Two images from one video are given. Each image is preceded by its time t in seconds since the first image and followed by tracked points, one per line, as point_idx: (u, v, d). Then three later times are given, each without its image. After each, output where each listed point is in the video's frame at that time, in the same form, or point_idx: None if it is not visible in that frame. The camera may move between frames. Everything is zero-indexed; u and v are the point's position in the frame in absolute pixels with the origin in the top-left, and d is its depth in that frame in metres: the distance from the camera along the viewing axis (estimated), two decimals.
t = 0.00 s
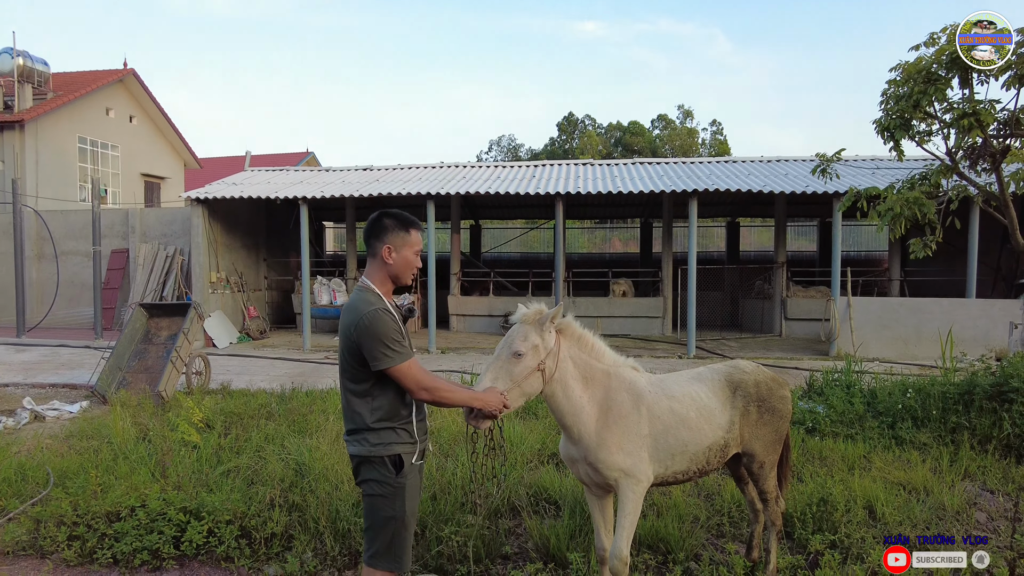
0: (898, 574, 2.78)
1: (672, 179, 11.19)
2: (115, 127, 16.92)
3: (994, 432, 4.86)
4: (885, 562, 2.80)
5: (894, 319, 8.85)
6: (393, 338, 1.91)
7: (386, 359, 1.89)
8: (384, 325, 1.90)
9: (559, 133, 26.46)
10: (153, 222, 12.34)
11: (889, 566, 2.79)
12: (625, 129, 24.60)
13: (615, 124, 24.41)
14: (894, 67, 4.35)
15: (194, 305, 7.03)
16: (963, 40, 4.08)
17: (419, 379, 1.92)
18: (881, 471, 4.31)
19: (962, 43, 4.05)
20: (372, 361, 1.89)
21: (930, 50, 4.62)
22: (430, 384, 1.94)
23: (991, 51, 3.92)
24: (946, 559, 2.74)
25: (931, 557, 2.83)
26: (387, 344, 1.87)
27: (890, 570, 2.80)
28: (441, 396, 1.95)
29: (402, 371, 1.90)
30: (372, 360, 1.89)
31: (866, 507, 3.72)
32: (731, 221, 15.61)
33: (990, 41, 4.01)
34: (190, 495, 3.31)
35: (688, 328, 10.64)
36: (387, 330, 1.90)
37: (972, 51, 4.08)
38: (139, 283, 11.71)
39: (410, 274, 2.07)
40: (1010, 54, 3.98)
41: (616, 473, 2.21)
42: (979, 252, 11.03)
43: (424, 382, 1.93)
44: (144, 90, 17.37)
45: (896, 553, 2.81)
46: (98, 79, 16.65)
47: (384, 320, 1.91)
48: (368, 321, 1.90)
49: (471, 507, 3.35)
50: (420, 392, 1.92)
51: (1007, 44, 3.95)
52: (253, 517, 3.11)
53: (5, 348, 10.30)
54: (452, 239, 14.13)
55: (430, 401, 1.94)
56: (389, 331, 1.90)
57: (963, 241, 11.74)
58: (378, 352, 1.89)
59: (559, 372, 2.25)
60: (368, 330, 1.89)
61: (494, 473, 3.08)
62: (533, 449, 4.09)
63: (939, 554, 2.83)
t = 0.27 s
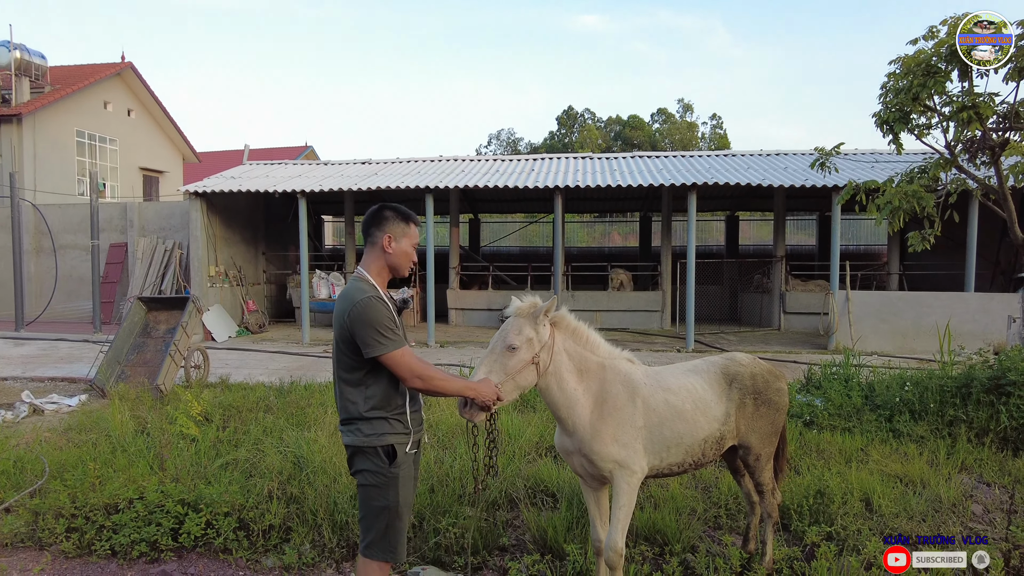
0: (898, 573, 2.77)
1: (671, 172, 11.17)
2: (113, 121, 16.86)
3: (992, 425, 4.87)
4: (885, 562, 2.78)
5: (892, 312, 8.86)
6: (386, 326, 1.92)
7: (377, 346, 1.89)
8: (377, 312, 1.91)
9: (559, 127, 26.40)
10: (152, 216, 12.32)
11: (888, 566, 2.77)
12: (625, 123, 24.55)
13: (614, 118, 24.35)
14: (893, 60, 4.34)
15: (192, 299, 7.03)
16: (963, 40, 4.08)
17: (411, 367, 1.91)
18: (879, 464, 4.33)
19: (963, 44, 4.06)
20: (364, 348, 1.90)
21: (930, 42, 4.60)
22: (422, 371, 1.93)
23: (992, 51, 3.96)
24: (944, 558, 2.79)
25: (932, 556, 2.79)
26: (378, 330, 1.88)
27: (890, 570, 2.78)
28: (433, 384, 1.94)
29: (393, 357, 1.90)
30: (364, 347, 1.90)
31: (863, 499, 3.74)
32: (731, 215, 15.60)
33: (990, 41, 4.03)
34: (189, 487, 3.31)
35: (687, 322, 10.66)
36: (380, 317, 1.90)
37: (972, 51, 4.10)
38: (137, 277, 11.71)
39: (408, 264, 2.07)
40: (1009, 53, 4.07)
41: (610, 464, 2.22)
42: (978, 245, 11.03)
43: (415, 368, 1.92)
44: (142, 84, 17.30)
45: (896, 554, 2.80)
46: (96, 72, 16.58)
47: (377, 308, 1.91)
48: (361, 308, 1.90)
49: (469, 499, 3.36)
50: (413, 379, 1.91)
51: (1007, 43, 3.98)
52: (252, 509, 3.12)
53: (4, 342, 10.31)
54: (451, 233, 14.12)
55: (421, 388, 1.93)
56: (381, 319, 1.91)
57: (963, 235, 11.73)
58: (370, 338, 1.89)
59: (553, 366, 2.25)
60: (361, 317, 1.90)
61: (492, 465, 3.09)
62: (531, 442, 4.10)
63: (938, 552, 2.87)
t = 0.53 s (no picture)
0: (897, 574, 2.73)
1: (670, 166, 11.16)
2: (111, 114, 16.80)
3: (988, 418, 4.89)
4: (885, 562, 2.74)
5: (890, 306, 8.88)
6: (382, 317, 1.92)
7: (373, 336, 1.89)
8: (375, 303, 1.91)
9: (558, 120, 26.34)
10: (150, 209, 12.29)
11: (889, 566, 2.73)
12: (624, 116, 24.50)
13: (614, 111, 24.29)
14: (892, 54, 4.33)
15: (191, 292, 7.03)
16: (963, 40, 4.05)
17: (405, 358, 1.91)
18: (876, 457, 4.35)
19: (962, 44, 4.03)
20: (360, 338, 1.90)
21: (929, 35, 4.59)
22: (416, 363, 1.92)
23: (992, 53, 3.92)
24: (945, 558, 2.75)
25: (932, 557, 2.74)
26: (375, 320, 1.88)
27: (890, 570, 2.73)
28: (426, 377, 1.93)
29: (388, 347, 1.90)
30: (360, 337, 1.90)
31: (860, 492, 3.76)
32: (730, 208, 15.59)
33: (990, 41, 3.99)
34: (187, 480, 3.32)
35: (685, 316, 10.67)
36: (377, 308, 1.90)
37: (972, 51, 4.06)
38: (136, 270, 11.70)
39: (408, 258, 2.07)
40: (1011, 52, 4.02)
41: (607, 458, 2.22)
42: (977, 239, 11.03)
43: (410, 360, 1.92)
44: (139, 76, 17.22)
45: (896, 554, 2.75)
46: (92, 64, 16.49)
47: (374, 298, 1.91)
48: (358, 298, 1.90)
49: (467, 493, 3.37)
50: (406, 370, 1.91)
51: (1008, 43, 3.94)
52: (250, 502, 3.12)
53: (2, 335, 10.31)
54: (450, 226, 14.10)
55: (416, 380, 1.93)
56: (378, 309, 1.91)
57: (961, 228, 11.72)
58: (367, 328, 1.89)
59: (549, 360, 2.25)
60: (358, 306, 1.90)
61: (490, 459, 3.10)
62: (529, 435, 4.11)
63: (937, 551, 2.83)
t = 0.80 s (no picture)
0: (897, 574, 2.70)
1: (669, 161, 11.16)
2: (108, 109, 16.73)
3: (986, 414, 4.90)
4: (885, 562, 2.72)
5: (888, 302, 8.90)
6: (382, 311, 1.91)
7: (372, 330, 1.89)
8: (375, 298, 1.90)
9: (556, 116, 26.30)
10: (148, 205, 12.26)
11: (888, 566, 2.71)
12: (622, 112, 24.46)
13: (612, 106, 24.26)
14: (892, 50, 4.33)
15: (189, 289, 7.03)
16: (963, 40, 4.06)
17: (403, 353, 1.90)
18: (874, 453, 4.35)
19: (961, 44, 4.05)
20: (360, 332, 1.90)
21: (929, 31, 4.58)
22: (414, 358, 1.92)
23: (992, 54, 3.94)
24: (945, 558, 2.73)
25: (932, 557, 2.73)
26: (375, 315, 1.87)
27: (890, 570, 2.71)
28: (424, 373, 1.93)
29: (387, 342, 1.89)
30: (360, 331, 1.89)
31: (858, 488, 3.77)
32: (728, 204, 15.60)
33: (990, 41, 3.99)
34: (187, 476, 3.31)
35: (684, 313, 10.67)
36: (377, 302, 1.90)
37: (972, 50, 4.08)
38: (134, 266, 11.68)
39: (407, 254, 2.07)
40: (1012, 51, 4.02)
41: (605, 454, 2.23)
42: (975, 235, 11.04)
43: (408, 355, 1.91)
44: (136, 71, 17.15)
45: (896, 554, 2.73)
46: (89, 59, 16.42)
47: (374, 292, 1.91)
48: (358, 292, 1.90)
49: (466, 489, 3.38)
50: (404, 365, 1.90)
51: (1007, 44, 3.94)
52: (249, 499, 3.13)
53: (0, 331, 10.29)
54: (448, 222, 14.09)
55: (413, 376, 1.92)
56: (378, 303, 1.90)
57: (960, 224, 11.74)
58: (366, 322, 1.89)
59: (547, 357, 2.24)
60: (358, 301, 1.89)
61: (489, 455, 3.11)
62: (528, 431, 4.12)
63: (937, 551, 2.81)
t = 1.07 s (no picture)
0: (897, 574, 2.70)
1: (669, 157, 11.15)
2: (106, 105, 16.67)
3: (985, 410, 4.90)
4: (885, 562, 2.71)
5: (888, 298, 8.90)
6: (385, 307, 1.91)
7: (374, 326, 1.88)
8: (378, 293, 1.90)
9: (556, 112, 26.27)
10: (147, 201, 12.24)
11: (889, 566, 2.70)
12: (622, 108, 24.43)
13: (612, 103, 24.23)
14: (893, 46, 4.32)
15: (189, 285, 7.03)
16: (963, 40, 4.06)
17: (404, 349, 1.90)
18: (873, 449, 4.37)
19: (961, 44, 4.05)
20: (362, 328, 1.90)
21: (930, 27, 4.58)
22: (415, 353, 1.92)
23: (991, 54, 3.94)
24: (945, 558, 2.71)
25: (932, 557, 2.72)
26: (377, 310, 1.87)
27: (890, 570, 2.70)
28: (425, 369, 1.93)
29: (388, 338, 1.89)
30: (362, 326, 1.89)
31: (857, 484, 3.78)
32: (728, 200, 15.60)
33: (990, 41, 4.00)
34: (188, 473, 3.31)
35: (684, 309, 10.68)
36: (379, 298, 1.90)
37: (972, 50, 4.08)
38: (133, 263, 11.67)
39: (409, 249, 2.07)
40: (1011, 52, 4.03)
41: (606, 450, 2.23)
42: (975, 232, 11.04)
43: (409, 351, 1.91)
44: (134, 67, 17.09)
45: (896, 554, 2.72)
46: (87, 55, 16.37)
47: (377, 288, 1.91)
48: (360, 287, 1.90)
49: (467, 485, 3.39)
50: (404, 361, 1.90)
51: (1007, 44, 3.94)
52: (250, 495, 3.13)
53: None
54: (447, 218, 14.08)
55: (415, 372, 1.92)
56: (380, 299, 1.90)
57: (959, 221, 11.74)
58: (368, 318, 1.89)
59: (548, 353, 2.25)
60: (359, 296, 1.90)
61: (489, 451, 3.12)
62: (528, 427, 4.13)
63: (937, 551, 2.80)
